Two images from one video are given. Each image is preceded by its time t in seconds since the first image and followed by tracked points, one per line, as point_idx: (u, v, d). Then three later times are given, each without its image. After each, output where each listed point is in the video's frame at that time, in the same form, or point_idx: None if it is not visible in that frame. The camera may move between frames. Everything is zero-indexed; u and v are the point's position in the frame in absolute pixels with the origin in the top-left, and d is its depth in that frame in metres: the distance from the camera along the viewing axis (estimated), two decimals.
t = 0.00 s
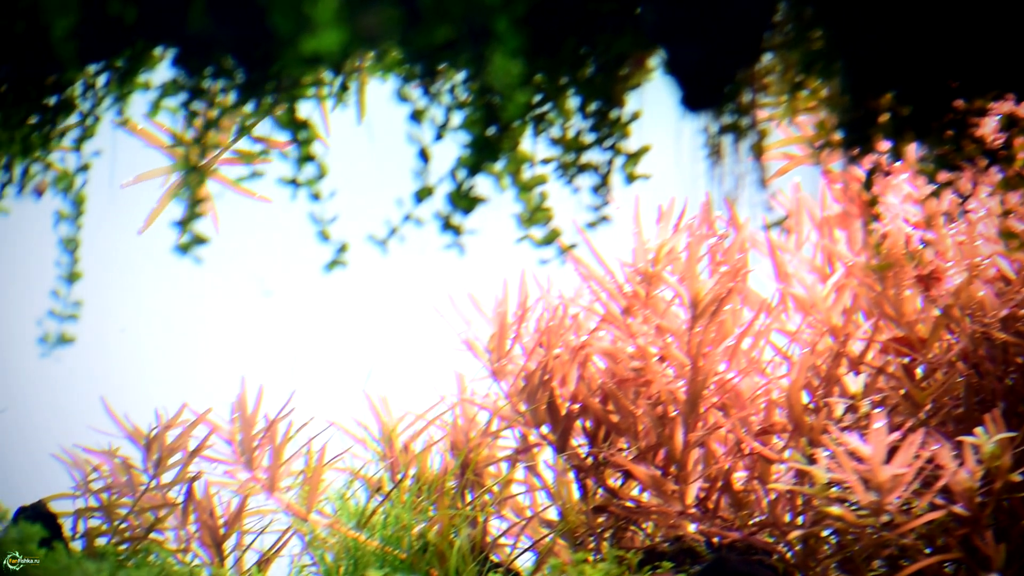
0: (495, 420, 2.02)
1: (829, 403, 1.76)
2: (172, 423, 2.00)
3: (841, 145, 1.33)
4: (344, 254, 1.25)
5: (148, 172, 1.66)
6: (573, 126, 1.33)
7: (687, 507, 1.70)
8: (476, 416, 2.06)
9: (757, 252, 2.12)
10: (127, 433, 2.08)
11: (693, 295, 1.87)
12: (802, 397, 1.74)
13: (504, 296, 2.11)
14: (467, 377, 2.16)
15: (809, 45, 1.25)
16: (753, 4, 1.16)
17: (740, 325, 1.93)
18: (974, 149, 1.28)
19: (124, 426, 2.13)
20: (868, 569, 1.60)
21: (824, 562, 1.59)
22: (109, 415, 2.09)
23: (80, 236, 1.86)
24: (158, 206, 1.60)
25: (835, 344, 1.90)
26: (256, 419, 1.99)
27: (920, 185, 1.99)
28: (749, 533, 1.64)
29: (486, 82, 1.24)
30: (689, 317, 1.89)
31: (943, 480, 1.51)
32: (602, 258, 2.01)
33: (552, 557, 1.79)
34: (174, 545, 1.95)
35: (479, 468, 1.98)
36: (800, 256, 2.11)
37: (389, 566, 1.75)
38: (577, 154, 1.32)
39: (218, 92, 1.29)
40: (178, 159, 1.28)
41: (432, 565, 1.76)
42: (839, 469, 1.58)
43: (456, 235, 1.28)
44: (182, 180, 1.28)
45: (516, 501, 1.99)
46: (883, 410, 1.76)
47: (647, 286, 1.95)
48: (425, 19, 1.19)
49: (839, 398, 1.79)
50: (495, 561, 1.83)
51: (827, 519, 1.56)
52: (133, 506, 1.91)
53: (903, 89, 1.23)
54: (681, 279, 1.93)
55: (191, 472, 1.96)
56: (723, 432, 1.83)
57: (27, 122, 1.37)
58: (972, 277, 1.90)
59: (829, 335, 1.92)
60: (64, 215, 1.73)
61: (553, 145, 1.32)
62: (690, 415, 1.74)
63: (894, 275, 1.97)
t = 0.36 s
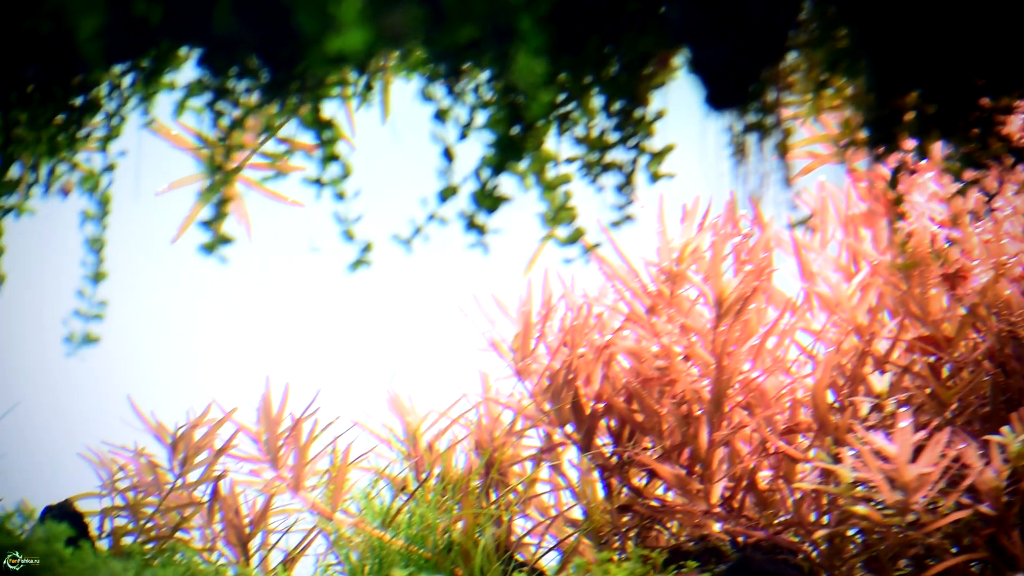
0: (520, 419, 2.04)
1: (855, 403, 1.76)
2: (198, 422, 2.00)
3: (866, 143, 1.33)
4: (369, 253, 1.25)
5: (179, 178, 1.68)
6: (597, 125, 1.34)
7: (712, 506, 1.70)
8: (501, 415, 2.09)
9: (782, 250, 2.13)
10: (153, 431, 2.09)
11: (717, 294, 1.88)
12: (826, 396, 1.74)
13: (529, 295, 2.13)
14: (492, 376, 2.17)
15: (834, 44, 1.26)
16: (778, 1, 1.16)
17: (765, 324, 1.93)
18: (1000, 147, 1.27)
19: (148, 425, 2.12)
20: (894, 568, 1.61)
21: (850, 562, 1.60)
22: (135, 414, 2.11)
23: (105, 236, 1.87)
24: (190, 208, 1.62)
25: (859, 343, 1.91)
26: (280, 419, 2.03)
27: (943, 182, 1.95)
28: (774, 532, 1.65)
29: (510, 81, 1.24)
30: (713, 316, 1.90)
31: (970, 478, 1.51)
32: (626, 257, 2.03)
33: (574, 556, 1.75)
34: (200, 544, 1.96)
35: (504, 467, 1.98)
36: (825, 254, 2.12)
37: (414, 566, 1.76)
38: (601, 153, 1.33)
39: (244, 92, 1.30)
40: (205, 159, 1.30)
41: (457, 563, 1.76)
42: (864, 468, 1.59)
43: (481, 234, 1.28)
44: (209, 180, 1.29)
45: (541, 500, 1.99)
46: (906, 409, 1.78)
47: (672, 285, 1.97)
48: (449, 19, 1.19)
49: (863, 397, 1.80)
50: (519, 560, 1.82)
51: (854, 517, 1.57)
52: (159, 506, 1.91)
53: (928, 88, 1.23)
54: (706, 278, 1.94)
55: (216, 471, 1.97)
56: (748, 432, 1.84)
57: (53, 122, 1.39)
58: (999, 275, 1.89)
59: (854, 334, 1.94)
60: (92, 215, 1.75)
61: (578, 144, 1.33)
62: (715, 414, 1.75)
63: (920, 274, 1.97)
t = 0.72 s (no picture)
0: (544, 418, 2.04)
1: (881, 401, 1.78)
2: (223, 421, 2.01)
3: (891, 141, 1.33)
4: (394, 252, 1.26)
5: (204, 183, 1.68)
6: (622, 124, 1.34)
7: (737, 505, 1.69)
8: (525, 415, 2.10)
9: (806, 248, 2.12)
10: (178, 431, 2.11)
11: (742, 293, 1.88)
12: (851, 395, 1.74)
13: (553, 294, 2.14)
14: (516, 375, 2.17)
15: (860, 41, 1.25)
16: None
17: (789, 323, 1.93)
18: None
19: (174, 424, 2.14)
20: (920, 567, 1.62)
21: (875, 561, 1.60)
22: (159, 415, 2.12)
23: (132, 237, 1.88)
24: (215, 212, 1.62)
25: (885, 342, 1.91)
26: (306, 417, 2.03)
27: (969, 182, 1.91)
28: (799, 531, 1.66)
29: (534, 80, 1.24)
30: (738, 315, 1.89)
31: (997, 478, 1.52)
32: (650, 256, 2.03)
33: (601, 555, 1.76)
34: (225, 543, 1.96)
35: (529, 467, 2.00)
36: (849, 254, 2.11)
37: (438, 565, 1.76)
38: (626, 152, 1.33)
39: (269, 91, 1.30)
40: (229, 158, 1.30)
41: (482, 562, 1.76)
42: (890, 467, 1.59)
43: (505, 233, 1.28)
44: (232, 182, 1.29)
45: (566, 499, 2.01)
46: (932, 408, 1.79)
47: (696, 284, 1.97)
48: (473, 17, 1.18)
49: (888, 395, 1.80)
50: (544, 559, 1.82)
51: (880, 516, 1.57)
52: (184, 505, 1.89)
53: (954, 86, 1.22)
54: (730, 277, 1.94)
55: (241, 471, 1.98)
56: (773, 431, 1.83)
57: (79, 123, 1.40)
58: None
59: (878, 333, 1.95)
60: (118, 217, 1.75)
61: (602, 143, 1.33)
62: (739, 413, 1.76)
63: (945, 272, 1.96)
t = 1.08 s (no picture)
0: (567, 418, 2.05)
1: (906, 400, 1.80)
2: (247, 421, 2.01)
3: (916, 140, 1.32)
4: (417, 252, 1.26)
5: (224, 197, 1.67)
6: (646, 123, 1.33)
7: (761, 504, 1.70)
8: (549, 414, 2.08)
9: (830, 248, 2.11)
10: (202, 430, 2.11)
11: (766, 292, 1.87)
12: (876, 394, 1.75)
13: (577, 293, 2.15)
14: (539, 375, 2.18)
15: (885, 40, 1.25)
16: None
17: (814, 322, 1.91)
18: None
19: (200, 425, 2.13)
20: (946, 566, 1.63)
21: (901, 560, 1.61)
22: (184, 414, 2.12)
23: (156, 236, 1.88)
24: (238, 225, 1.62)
25: (910, 341, 1.91)
26: (329, 417, 2.00)
27: (994, 181, 1.87)
28: (825, 530, 1.66)
29: (558, 79, 1.24)
30: (762, 314, 1.88)
31: None
32: (675, 255, 2.03)
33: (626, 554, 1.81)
34: (250, 542, 1.96)
35: (553, 467, 2.01)
36: (874, 253, 2.10)
37: (462, 565, 1.77)
38: (650, 151, 1.33)
39: (293, 91, 1.30)
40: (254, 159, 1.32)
41: (506, 562, 1.76)
42: (914, 467, 1.59)
43: (529, 233, 1.29)
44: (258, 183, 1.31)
45: (589, 498, 1.99)
46: (957, 408, 1.80)
47: (721, 283, 1.97)
48: (497, 16, 1.18)
49: (913, 395, 1.82)
50: (568, 559, 1.83)
51: (905, 515, 1.59)
52: (209, 504, 1.90)
53: (979, 85, 1.21)
54: (755, 276, 1.94)
55: (265, 470, 1.97)
56: (798, 430, 1.83)
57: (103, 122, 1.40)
58: None
59: (903, 332, 1.95)
60: (143, 217, 1.76)
61: (626, 142, 1.33)
62: (764, 412, 1.75)
63: (971, 271, 1.95)
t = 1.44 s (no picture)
0: (596, 417, 2.07)
1: (935, 399, 1.78)
2: (276, 420, 2.03)
3: (944, 139, 1.31)
4: (445, 251, 1.26)
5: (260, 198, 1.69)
6: (674, 122, 1.33)
7: (790, 504, 1.71)
8: (576, 413, 2.11)
9: (859, 247, 2.13)
10: (232, 430, 2.13)
11: (795, 291, 1.87)
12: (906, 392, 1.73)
13: (605, 293, 2.17)
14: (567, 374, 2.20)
15: (913, 38, 1.24)
16: None
17: (843, 321, 1.92)
18: None
19: (229, 423, 2.14)
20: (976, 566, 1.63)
21: (930, 560, 1.63)
22: (213, 413, 2.13)
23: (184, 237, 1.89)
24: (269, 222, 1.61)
25: (939, 340, 1.92)
26: (359, 415, 2.02)
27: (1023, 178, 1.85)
28: (854, 529, 1.67)
29: (585, 79, 1.24)
30: (791, 313, 1.88)
31: None
32: (703, 254, 2.05)
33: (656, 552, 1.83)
34: (279, 541, 1.97)
35: (581, 466, 2.02)
36: (903, 251, 2.11)
37: (491, 564, 1.78)
38: (677, 150, 1.33)
39: (321, 91, 1.30)
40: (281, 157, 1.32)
41: (534, 561, 1.78)
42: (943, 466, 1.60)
43: (557, 232, 1.29)
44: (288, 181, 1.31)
45: (617, 498, 2.01)
46: (987, 406, 1.80)
47: (749, 282, 1.97)
48: (525, 16, 1.18)
49: (942, 393, 1.81)
50: (598, 558, 1.85)
51: (936, 514, 1.61)
52: (239, 504, 1.91)
53: (1008, 83, 1.19)
54: (783, 274, 1.95)
55: (295, 469, 1.98)
56: (826, 429, 1.83)
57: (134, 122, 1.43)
58: None
59: (933, 331, 1.95)
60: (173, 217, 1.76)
61: (654, 142, 1.33)
62: (793, 411, 1.75)
63: (1001, 269, 1.94)
